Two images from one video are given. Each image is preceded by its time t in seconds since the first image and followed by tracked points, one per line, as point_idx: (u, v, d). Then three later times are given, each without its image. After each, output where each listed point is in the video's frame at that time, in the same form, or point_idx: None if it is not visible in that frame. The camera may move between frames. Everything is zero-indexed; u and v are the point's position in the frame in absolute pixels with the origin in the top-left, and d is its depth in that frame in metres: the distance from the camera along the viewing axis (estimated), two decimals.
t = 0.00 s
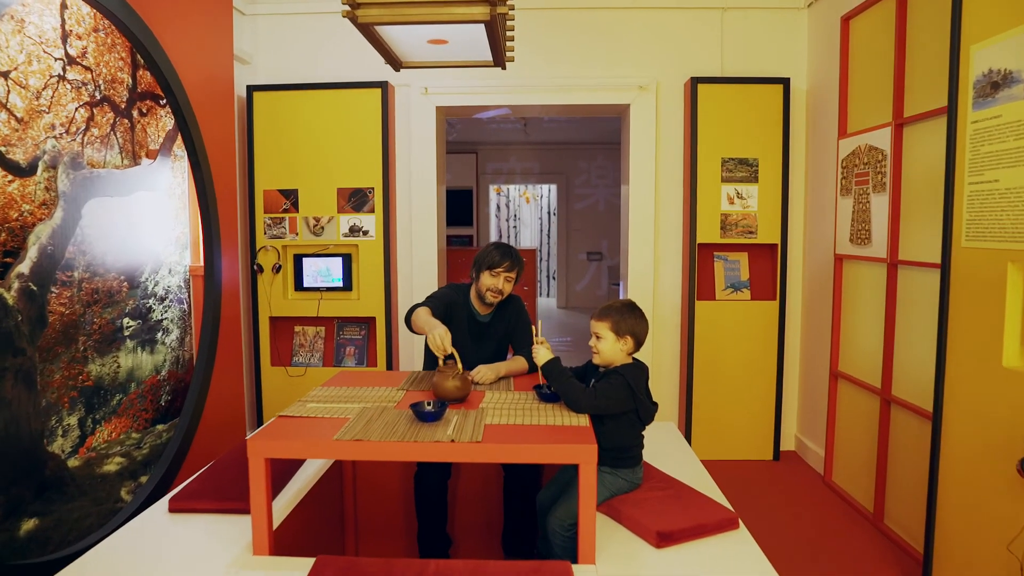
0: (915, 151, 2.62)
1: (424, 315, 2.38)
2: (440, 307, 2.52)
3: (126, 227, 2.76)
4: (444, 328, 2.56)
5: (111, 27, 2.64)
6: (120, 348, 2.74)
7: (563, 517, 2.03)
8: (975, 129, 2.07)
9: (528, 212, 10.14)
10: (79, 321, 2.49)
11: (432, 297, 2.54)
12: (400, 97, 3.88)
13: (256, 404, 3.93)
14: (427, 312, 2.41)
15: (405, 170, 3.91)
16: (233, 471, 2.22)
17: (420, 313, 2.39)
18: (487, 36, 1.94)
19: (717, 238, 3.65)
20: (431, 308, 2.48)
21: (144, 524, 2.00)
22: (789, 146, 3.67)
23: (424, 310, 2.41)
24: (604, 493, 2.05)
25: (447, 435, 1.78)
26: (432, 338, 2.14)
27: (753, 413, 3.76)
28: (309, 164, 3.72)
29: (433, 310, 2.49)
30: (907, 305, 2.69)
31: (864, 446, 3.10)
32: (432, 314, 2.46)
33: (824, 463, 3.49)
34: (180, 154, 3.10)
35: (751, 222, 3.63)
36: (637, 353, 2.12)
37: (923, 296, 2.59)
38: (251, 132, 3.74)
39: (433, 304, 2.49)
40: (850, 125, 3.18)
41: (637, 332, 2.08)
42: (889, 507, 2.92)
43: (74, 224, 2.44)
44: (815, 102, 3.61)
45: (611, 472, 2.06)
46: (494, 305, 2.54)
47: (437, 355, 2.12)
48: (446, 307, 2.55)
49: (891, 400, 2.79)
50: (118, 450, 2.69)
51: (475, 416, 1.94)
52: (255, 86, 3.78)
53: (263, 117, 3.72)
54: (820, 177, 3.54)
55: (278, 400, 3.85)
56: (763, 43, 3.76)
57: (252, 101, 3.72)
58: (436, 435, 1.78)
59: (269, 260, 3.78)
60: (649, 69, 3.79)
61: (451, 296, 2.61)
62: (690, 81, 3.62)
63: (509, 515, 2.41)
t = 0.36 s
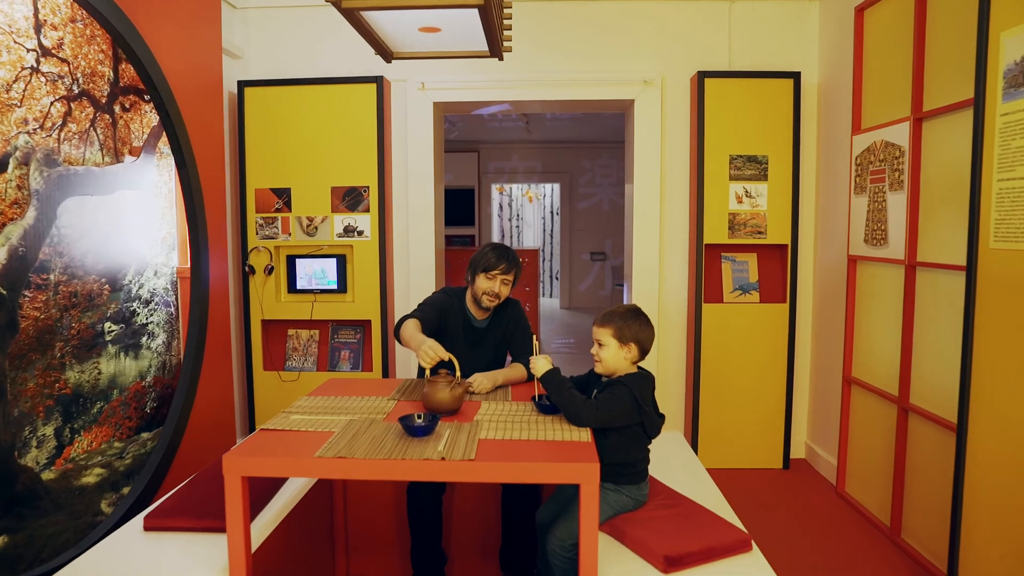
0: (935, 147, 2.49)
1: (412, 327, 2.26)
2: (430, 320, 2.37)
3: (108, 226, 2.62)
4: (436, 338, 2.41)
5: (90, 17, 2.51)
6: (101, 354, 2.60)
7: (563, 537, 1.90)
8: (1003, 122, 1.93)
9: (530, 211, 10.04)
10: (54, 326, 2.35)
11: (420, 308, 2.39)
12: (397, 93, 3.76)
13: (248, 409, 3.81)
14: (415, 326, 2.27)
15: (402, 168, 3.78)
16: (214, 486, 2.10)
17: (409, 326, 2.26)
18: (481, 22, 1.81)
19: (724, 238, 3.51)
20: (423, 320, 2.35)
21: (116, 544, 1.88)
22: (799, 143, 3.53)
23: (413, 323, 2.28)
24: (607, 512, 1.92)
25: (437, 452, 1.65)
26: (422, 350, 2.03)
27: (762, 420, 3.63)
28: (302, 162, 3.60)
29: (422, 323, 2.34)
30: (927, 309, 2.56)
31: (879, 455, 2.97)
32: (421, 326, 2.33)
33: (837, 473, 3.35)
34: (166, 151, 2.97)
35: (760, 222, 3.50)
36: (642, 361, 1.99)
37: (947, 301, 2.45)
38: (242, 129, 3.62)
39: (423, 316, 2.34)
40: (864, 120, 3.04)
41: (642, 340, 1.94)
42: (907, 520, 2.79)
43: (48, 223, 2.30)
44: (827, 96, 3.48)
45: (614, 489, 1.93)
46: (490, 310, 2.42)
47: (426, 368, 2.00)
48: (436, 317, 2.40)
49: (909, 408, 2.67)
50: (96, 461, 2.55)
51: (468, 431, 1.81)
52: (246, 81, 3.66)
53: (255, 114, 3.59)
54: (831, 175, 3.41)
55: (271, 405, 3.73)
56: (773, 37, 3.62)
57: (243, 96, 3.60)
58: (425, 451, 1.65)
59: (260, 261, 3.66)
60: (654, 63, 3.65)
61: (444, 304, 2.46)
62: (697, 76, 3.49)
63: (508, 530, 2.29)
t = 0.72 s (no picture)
0: (962, 141, 2.37)
1: (416, 349, 2.15)
2: (434, 337, 2.26)
3: (96, 223, 2.51)
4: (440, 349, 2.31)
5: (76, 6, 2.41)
6: (90, 356, 2.49)
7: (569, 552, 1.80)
8: None
9: (537, 207, 9.93)
10: (38, 328, 2.25)
11: (420, 325, 2.26)
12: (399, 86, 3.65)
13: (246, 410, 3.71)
14: (419, 348, 2.16)
15: (404, 163, 3.67)
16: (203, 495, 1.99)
17: (413, 348, 2.15)
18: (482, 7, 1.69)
19: (737, 236, 3.39)
20: (427, 336, 2.24)
21: (97, 558, 1.78)
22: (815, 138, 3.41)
23: (416, 345, 2.17)
24: (617, 526, 1.81)
25: (435, 465, 1.54)
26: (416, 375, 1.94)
27: (776, 423, 3.51)
28: (301, 157, 3.49)
29: (426, 342, 2.23)
30: (953, 311, 2.44)
31: (899, 462, 2.85)
32: (426, 343, 2.22)
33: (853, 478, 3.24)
34: (158, 146, 2.86)
35: (774, 219, 3.38)
36: (652, 367, 1.87)
37: (976, 302, 2.33)
38: (240, 123, 3.51)
39: (426, 335, 2.23)
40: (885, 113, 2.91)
41: (652, 345, 1.83)
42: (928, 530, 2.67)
43: (30, 220, 2.19)
44: (844, 89, 3.35)
45: (624, 501, 1.82)
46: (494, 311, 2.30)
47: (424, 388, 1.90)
48: (439, 330, 2.28)
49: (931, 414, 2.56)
50: (83, 468, 2.45)
51: (468, 441, 1.70)
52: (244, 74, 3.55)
53: (252, 108, 3.49)
54: (849, 170, 3.28)
55: (270, 406, 3.63)
56: (788, 27, 3.50)
57: (240, 90, 3.49)
58: (421, 465, 1.54)
59: (258, 259, 3.56)
60: (664, 55, 3.53)
61: (443, 312, 2.33)
62: (709, 68, 3.37)
63: (512, 542, 2.18)
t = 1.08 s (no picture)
0: (995, 105, 2.23)
1: (414, 326, 2.03)
2: (435, 312, 2.14)
3: (78, 191, 2.39)
4: (440, 324, 2.20)
5: None
6: (74, 331, 2.39)
7: (575, 539, 1.71)
8: None
9: (541, 174, 9.76)
10: (15, 303, 2.13)
11: (420, 300, 2.13)
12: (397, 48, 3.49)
13: (242, 384, 3.62)
14: (418, 324, 2.04)
15: (403, 128, 3.52)
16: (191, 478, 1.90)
17: (411, 325, 2.04)
18: None
19: (750, 205, 3.26)
20: (427, 313, 2.11)
21: (78, 546, 1.69)
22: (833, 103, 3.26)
23: (415, 321, 2.05)
24: (627, 514, 1.71)
25: (433, 453, 1.43)
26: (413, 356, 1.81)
27: (786, 399, 3.41)
28: (296, 122, 3.35)
29: (427, 317, 2.11)
30: (980, 286, 2.32)
31: (916, 442, 2.75)
32: (427, 319, 2.10)
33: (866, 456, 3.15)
34: (143, 110, 2.72)
35: (789, 188, 3.24)
36: (666, 345, 1.76)
37: (1006, 276, 2.21)
38: (232, 87, 3.36)
39: (426, 311, 2.10)
40: (909, 76, 2.76)
41: (665, 322, 1.71)
42: (946, 512, 2.58)
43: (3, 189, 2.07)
44: (865, 51, 3.19)
45: (635, 488, 1.72)
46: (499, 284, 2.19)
47: (425, 367, 1.78)
48: (439, 306, 2.16)
49: (953, 393, 2.45)
50: (69, 447, 2.36)
51: (468, 425, 1.60)
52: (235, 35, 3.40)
53: (244, 70, 3.34)
54: (868, 137, 3.13)
55: (266, 380, 3.54)
56: None
57: (231, 51, 3.34)
58: (418, 452, 1.44)
59: (253, 228, 3.44)
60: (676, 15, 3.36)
61: (444, 286, 2.21)
62: (723, 28, 3.20)
63: (514, 527, 2.10)
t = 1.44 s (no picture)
0: None
1: (426, 292, 1.91)
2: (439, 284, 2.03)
3: (58, 160, 2.27)
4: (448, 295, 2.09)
5: None
6: (57, 308, 2.28)
7: (582, 532, 1.62)
8: None
9: (544, 140, 9.58)
10: None
11: (423, 270, 2.02)
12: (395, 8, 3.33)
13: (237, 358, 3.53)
14: (429, 289, 1.92)
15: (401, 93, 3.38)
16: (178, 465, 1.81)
17: (422, 290, 1.91)
18: None
19: (762, 175, 3.14)
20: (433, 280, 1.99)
21: (58, 539, 1.60)
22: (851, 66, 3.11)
23: (426, 286, 1.93)
24: (636, 506, 1.62)
25: (430, 448, 1.33)
26: (441, 312, 1.71)
27: (797, 374, 3.32)
28: (289, 87, 3.21)
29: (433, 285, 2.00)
30: (1006, 263, 2.21)
31: (932, 422, 2.66)
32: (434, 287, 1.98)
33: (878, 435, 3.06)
34: (126, 74, 2.58)
35: (803, 156, 3.12)
36: (679, 328, 1.65)
37: None
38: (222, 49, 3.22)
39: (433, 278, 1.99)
40: (934, 39, 2.62)
41: (679, 303, 1.60)
42: (962, 495, 2.49)
43: None
44: (885, 12, 3.03)
45: (645, 478, 1.63)
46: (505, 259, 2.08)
47: (450, 329, 1.69)
48: (444, 276, 2.05)
49: (974, 373, 2.35)
50: (54, 429, 2.27)
51: (469, 414, 1.50)
52: None
53: (235, 31, 3.19)
54: (888, 103, 2.99)
55: (262, 354, 3.45)
56: None
57: (221, 12, 3.19)
58: (414, 446, 1.34)
59: (246, 197, 3.31)
60: None
61: (447, 257, 2.09)
62: None
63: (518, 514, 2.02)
